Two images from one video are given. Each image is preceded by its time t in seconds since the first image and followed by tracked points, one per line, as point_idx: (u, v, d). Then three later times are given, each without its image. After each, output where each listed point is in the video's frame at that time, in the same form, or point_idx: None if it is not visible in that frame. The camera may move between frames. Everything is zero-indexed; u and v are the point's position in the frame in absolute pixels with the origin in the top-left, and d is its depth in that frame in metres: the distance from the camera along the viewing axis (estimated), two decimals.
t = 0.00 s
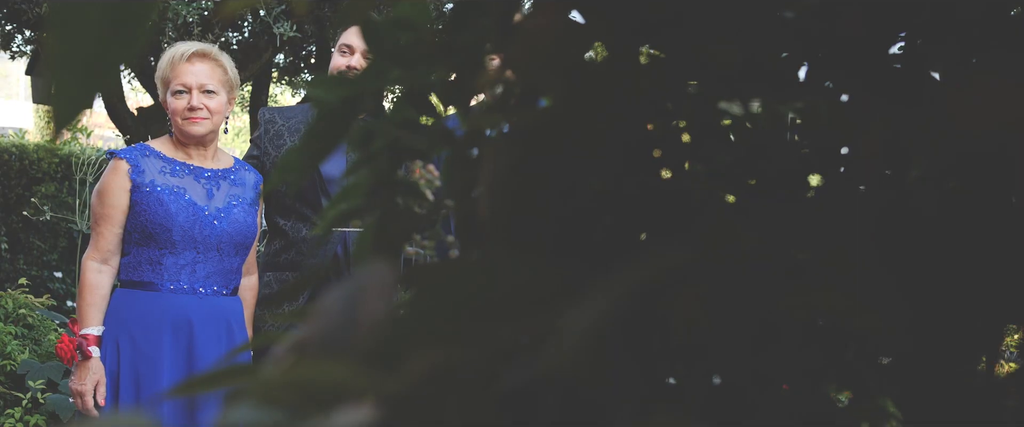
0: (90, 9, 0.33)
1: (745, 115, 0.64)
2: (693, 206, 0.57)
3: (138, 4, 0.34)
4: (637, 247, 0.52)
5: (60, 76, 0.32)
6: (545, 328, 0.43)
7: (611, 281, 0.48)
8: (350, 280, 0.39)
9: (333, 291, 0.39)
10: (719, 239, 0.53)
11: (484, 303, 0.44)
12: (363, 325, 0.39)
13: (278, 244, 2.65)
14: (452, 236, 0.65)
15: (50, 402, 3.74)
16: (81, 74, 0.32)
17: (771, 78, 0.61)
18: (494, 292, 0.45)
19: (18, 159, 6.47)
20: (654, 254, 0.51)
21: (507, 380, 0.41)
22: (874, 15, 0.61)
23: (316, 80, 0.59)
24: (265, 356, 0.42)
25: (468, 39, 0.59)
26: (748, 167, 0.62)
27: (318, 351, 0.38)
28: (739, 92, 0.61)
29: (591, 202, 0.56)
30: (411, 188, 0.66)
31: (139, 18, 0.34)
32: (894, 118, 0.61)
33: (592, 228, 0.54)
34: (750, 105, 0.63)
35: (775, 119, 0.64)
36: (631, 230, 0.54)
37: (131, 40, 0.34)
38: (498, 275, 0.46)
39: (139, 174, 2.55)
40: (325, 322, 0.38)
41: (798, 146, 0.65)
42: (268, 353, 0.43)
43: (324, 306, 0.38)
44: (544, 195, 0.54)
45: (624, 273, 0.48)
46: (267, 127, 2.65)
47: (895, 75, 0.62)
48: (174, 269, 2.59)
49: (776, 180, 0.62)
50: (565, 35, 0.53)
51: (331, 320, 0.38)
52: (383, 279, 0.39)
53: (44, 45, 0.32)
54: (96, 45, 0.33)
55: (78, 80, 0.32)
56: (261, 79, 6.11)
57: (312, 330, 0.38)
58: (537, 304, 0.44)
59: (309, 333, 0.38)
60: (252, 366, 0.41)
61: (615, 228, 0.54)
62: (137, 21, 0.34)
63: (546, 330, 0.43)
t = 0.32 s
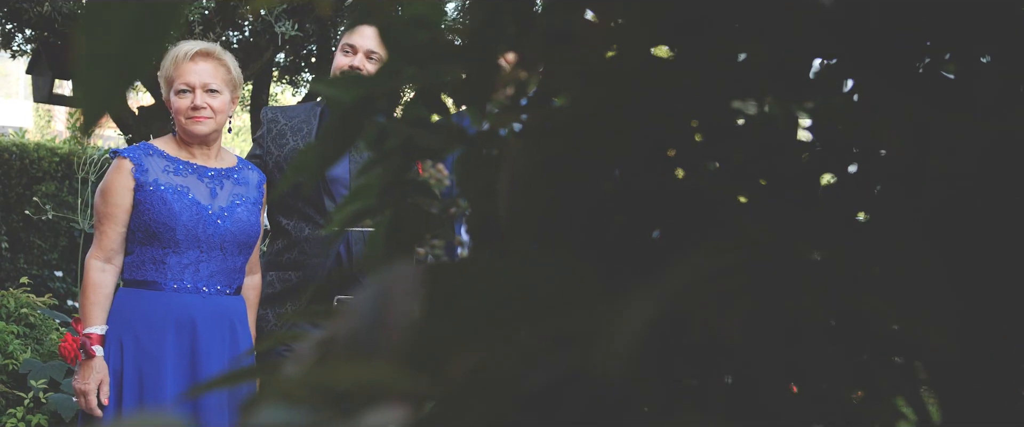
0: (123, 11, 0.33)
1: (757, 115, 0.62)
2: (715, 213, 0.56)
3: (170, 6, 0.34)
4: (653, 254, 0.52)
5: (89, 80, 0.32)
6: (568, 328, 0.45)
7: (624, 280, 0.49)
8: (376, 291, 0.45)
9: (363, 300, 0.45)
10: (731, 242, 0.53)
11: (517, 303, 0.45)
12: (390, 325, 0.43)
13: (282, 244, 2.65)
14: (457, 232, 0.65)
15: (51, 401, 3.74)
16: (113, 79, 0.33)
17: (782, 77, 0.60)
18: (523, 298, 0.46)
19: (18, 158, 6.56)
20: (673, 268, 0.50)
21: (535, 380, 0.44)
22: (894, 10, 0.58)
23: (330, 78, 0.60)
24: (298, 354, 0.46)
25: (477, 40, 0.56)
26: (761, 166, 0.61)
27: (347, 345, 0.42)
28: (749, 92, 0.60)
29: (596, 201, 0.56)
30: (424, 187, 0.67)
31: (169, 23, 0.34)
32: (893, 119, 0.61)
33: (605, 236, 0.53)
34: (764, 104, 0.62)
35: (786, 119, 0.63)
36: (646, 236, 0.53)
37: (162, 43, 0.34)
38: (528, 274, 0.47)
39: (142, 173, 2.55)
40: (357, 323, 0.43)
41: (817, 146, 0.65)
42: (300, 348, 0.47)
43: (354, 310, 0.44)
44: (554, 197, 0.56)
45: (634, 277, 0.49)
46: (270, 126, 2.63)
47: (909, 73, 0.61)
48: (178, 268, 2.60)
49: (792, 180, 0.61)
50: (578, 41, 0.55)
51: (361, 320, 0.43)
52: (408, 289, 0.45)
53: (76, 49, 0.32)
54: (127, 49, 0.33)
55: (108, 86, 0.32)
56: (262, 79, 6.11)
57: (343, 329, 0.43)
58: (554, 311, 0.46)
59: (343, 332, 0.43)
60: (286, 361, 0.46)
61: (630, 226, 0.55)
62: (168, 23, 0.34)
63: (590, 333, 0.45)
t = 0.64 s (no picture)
0: (158, 12, 0.33)
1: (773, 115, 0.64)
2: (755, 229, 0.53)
3: (204, 8, 0.34)
4: (672, 248, 0.52)
5: (128, 77, 0.33)
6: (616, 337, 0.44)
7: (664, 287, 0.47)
8: (409, 291, 0.43)
9: (395, 300, 0.43)
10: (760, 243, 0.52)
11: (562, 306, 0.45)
12: (427, 327, 0.42)
13: (286, 243, 2.67)
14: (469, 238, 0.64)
15: (55, 401, 3.74)
16: (155, 77, 0.33)
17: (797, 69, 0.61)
18: (568, 301, 0.45)
19: (19, 157, 6.53)
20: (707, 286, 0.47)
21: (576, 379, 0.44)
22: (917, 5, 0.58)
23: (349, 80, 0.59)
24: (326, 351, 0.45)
25: (497, 39, 0.55)
26: (779, 169, 0.60)
27: (386, 349, 0.40)
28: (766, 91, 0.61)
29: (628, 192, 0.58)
30: (441, 187, 0.67)
31: (203, 25, 0.34)
32: (892, 118, 0.62)
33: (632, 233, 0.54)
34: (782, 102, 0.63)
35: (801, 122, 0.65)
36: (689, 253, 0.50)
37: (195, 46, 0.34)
38: (576, 281, 0.47)
39: (147, 173, 2.55)
40: (392, 325, 0.41)
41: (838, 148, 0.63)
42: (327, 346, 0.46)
43: (389, 311, 0.42)
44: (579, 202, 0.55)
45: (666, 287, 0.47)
46: (274, 126, 2.65)
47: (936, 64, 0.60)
48: (182, 268, 2.60)
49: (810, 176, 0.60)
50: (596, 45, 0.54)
51: (398, 323, 0.41)
52: (442, 291, 0.44)
53: (117, 46, 0.33)
54: (169, 46, 0.33)
55: (150, 82, 0.33)
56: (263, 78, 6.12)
57: (379, 331, 0.41)
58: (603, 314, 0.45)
59: (379, 334, 0.41)
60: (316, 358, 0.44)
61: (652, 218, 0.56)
62: (207, 21, 0.34)
63: (657, 338, 0.43)
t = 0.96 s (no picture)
0: (201, 7, 0.29)
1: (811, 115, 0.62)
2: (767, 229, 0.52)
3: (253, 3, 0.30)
4: (700, 250, 0.49)
5: (170, 79, 0.29)
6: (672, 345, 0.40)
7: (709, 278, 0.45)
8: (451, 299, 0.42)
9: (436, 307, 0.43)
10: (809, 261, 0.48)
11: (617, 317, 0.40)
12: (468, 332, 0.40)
13: (290, 244, 2.68)
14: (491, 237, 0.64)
15: (58, 401, 3.74)
16: (195, 73, 0.29)
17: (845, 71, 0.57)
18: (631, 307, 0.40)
19: (21, 157, 6.53)
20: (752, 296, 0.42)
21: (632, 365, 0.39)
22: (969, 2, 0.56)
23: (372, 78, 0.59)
24: (376, 356, 0.43)
25: (529, 40, 0.56)
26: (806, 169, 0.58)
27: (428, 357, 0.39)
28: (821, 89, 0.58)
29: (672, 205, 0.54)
30: (457, 189, 0.67)
31: (252, 21, 0.30)
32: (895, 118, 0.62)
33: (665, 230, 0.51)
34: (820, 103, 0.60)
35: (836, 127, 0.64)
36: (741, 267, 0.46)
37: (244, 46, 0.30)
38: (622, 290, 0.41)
39: (153, 173, 2.54)
40: (434, 330, 0.41)
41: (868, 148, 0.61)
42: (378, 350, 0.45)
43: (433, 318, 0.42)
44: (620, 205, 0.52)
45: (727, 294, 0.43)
46: (278, 126, 2.68)
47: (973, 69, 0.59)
48: (188, 268, 2.60)
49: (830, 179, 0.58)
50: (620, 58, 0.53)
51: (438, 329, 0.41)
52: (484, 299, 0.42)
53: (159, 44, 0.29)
54: (214, 44, 0.29)
55: (195, 79, 0.29)
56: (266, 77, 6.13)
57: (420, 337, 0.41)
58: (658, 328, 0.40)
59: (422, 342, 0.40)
60: (367, 364, 0.43)
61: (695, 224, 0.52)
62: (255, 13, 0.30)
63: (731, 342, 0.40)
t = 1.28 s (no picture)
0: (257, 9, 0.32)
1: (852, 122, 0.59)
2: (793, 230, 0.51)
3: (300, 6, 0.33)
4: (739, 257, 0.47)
5: (219, 79, 0.31)
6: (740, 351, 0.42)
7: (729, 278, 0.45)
8: (495, 296, 0.40)
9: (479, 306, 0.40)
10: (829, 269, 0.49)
11: (681, 325, 0.42)
12: (517, 335, 0.37)
13: (296, 243, 2.72)
14: (510, 244, 0.60)
15: (62, 402, 3.74)
16: (246, 75, 0.31)
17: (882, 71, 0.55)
18: (685, 316, 0.42)
19: (22, 157, 6.52)
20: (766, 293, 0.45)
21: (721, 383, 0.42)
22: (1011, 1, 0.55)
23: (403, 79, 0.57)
24: (410, 359, 0.42)
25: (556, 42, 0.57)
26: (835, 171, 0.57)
27: (477, 364, 0.36)
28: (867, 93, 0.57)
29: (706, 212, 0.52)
30: (477, 189, 0.66)
31: (294, 25, 0.32)
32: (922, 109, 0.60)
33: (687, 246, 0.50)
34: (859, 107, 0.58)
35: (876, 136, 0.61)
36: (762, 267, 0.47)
37: (288, 48, 0.32)
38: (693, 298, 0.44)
39: (158, 173, 2.54)
40: (481, 333, 0.37)
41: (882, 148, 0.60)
42: (412, 353, 0.42)
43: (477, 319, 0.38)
44: (643, 211, 0.51)
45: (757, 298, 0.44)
46: (284, 127, 2.78)
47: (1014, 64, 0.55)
48: (193, 268, 2.59)
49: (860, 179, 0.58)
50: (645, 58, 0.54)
51: (486, 332, 0.37)
52: (529, 303, 0.39)
53: (208, 45, 0.31)
54: (260, 46, 0.31)
55: (239, 81, 0.31)
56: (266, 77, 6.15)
57: (468, 344, 0.38)
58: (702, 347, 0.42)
59: (469, 345, 0.37)
60: (401, 367, 0.41)
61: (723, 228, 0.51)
62: (297, 23, 0.33)
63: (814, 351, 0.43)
